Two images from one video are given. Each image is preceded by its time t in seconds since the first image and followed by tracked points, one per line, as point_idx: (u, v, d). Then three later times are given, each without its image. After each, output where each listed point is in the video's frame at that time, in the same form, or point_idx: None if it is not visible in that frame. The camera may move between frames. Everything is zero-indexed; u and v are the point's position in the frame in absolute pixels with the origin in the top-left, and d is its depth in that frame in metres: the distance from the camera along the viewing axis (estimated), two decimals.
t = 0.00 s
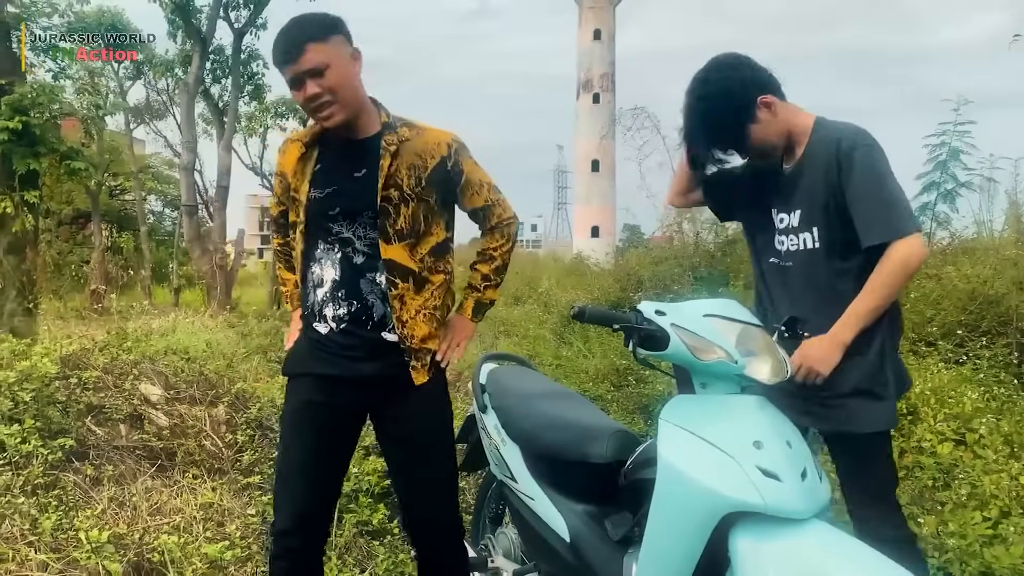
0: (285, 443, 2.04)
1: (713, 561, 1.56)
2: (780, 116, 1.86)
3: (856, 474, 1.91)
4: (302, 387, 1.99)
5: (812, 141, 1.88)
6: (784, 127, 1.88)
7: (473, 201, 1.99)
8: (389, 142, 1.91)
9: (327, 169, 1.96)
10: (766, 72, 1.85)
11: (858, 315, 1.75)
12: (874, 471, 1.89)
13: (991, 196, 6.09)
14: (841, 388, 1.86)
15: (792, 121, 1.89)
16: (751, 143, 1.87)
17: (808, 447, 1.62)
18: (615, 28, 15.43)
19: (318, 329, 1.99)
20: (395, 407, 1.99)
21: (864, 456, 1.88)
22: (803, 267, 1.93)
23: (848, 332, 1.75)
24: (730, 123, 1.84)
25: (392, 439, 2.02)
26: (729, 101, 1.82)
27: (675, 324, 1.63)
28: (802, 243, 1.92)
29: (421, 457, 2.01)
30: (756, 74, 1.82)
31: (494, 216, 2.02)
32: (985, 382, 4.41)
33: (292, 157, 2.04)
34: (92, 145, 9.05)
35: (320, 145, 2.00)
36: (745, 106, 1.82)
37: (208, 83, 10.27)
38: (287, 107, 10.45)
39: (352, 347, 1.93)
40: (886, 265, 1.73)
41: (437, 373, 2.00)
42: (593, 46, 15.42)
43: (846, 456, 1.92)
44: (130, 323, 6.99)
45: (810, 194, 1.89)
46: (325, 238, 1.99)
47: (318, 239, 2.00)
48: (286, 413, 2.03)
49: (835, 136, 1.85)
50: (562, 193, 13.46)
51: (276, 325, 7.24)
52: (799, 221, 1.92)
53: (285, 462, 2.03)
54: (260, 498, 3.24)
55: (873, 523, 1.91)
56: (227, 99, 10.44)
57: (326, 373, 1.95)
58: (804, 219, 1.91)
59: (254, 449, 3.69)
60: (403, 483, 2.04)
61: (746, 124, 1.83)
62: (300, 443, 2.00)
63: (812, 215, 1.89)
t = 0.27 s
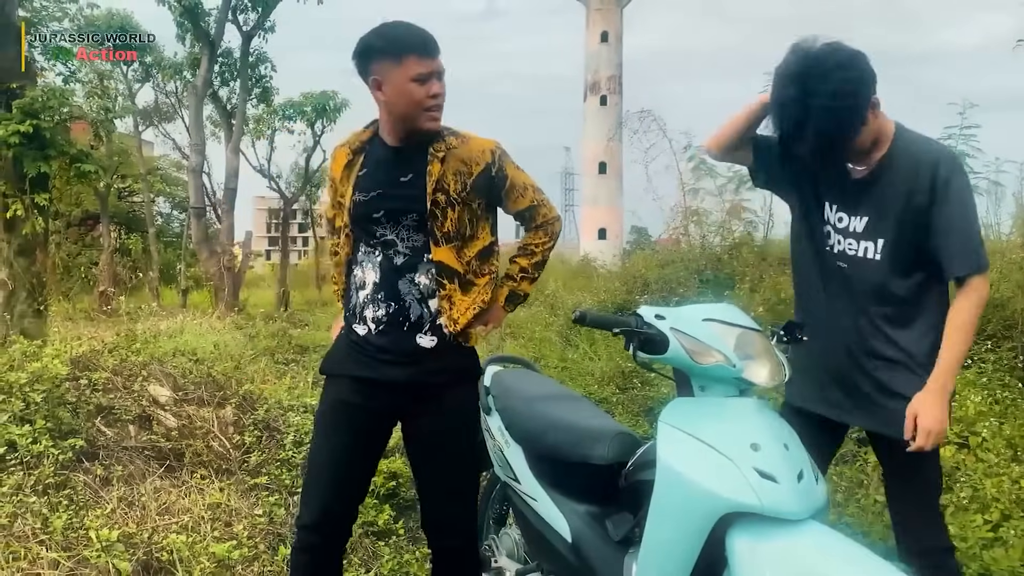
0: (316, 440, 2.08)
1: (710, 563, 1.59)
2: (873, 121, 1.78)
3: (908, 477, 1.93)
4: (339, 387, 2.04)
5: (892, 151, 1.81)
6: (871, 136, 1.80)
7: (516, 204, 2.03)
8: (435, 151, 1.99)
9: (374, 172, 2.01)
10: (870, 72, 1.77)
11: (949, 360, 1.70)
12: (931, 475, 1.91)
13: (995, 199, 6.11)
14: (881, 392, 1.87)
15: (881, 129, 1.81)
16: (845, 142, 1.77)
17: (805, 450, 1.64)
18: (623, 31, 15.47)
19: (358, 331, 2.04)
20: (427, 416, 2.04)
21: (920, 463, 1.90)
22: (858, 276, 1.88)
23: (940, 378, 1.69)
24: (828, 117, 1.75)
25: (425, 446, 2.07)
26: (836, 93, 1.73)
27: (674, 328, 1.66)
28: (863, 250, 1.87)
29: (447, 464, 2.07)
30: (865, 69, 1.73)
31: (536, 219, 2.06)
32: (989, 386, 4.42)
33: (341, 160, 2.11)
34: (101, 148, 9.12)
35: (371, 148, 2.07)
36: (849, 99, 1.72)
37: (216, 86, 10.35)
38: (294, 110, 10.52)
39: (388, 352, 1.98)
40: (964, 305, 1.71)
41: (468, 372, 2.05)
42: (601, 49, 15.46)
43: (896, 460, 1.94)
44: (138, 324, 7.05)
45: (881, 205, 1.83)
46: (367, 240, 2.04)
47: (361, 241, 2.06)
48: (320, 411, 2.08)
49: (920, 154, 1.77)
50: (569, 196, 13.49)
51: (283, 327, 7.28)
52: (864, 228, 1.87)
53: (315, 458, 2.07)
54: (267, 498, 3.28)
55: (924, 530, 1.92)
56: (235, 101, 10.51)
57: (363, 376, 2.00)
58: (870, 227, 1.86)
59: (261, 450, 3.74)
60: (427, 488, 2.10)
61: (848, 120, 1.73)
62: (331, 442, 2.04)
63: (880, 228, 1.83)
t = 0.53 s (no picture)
0: (327, 440, 2.07)
1: (698, 563, 1.63)
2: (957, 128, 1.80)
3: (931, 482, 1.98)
4: (350, 388, 2.02)
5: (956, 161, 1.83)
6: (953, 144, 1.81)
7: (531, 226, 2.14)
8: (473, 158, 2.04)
9: (413, 167, 1.98)
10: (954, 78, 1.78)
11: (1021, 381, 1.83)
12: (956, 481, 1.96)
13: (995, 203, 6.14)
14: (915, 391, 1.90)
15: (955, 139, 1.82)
16: (945, 145, 1.75)
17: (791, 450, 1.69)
18: (627, 33, 15.53)
19: (377, 330, 2.01)
20: (439, 416, 2.07)
21: (943, 466, 1.95)
22: (911, 278, 1.89)
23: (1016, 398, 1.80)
24: (935, 119, 1.71)
25: (435, 445, 2.09)
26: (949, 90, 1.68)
27: (664, 332, 1.71)
28: (917, 253, 1.87)
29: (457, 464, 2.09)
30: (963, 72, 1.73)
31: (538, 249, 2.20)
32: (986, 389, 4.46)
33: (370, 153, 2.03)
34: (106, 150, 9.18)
35: (406, 144, 2.02)
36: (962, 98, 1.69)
37: (222, 88, 10.42)
38: (299, 112, 10.60)
39: (405, 354, 1.98)
40: None
41: (478, 376, 2.08)
42: (605, 51, 15.51)
43: (921, 463, 1.98)
44: (142, 326, 7.10)
45: (942, 212, 1.83)
46: (391, 238, 2.01)
47: (383, 238, 2.02)
48: (330, 411, 2.07)
49: (988, 167, 1.80)
50: (573, 197, 13.54)
51: (286, 328, 7.34)
52: (919, 232, 1.86)
53: (325, 458, 2.06)
54: (269, 498, 3.33)
55: (947, 533, 1.97)
56: (240, 104, 10.59)
57: (376, 379, 1.99)
58: (927, 231, 1.86)
59: (264, 450, 3.79)
60: (434, 486, 2.12)
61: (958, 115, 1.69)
62: (343, 443, 2.04)
63: (939, 235, 1.84)
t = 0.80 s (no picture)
0: (325, 445, 2.01)
1: (682, 565, 1.66)
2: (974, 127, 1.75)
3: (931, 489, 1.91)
4: (351, 393, 1.96)
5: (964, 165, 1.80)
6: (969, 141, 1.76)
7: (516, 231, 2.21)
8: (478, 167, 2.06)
9: (426, 169, 1.95)
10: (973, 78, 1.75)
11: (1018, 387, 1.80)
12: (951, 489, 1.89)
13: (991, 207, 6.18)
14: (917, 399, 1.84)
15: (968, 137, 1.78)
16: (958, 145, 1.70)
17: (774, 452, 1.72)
18: (627, 34, 15.56)
19: (383, 334, 1.95)
20: (440, 416, 2.06)
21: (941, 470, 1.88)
22: (919, 284, 1.83)
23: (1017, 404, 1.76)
24: (951, 117, 1.66)
25: (435, 444, 2.08)
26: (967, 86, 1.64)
27: (648, 337, 1.74)
28: (926, 258, 1.81)
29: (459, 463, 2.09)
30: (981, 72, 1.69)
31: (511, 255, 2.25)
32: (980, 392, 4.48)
33: (377, 152, 1.96)
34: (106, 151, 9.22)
35: (417, 148, 1.98)
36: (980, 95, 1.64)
37: (222, 90, 10.46)
38: (298, 113, 10.64)
39: (416, 357, 1.95)
40: None
41: (477, 376, 2.11)
42: (605, 52, 15.55)
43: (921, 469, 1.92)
44: (141, 326, 7.14)
45: (955, 216, 1.78)
46: (401, 238, 1.97)
47: (391, 239, 1.97)
48: (328, 416, 2.00)
49: (999, 174, 1.77)
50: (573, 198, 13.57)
51: (285, 329, 7.37)
52: (931, 237, 1.81)
53: (325, 465, 2.01)
54: (265, 499, 3.36)
55: (944, 535, 1.91)
56: (240, 105, 10.62)
57: (381, 384, 1.94)
58: (936, 236, 1.80)
59: (260, 451, 3.82)
60: (433, 485, 2.12)
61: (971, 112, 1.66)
62: (346, 450, 1.98)
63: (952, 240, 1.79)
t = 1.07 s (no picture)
0: (322, 448, 2.02)
1: (666, 565, 1.68)
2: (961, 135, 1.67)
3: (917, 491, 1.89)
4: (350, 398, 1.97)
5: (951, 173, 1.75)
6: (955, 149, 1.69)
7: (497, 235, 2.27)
8: (465, 175, 2.11)
9: (418, 179, 1.97)
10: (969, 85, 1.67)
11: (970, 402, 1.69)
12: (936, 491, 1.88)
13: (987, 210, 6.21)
14: (896, 402, 1.87)
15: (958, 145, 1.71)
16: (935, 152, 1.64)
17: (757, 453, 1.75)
18: (626, 35, 15.60)
19: (383, 340, 1.96)
20: (436, 417, 2.08)
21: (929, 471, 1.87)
22: (901, 288, 1.85)
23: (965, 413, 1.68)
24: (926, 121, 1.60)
25: (430, 445, 2.10)
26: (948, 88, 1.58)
27: (635, 340, 1.77)
28: (907, 264, 1.82)
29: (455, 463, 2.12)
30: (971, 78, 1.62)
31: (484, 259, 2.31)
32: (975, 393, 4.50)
33: (373, 162, 1.95)
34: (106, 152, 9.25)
35: (410, 159, 1.98)
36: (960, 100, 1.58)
37: (221, 90, 10.49)
38: (298, 114, 10.67)
39: (416, 362, 1.97)
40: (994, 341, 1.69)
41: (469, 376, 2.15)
42: (604, 52, 15.60)
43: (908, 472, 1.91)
44: (140, 327, 7.17)
45: (934, 224, 1.77)
46: (400, 247, 1.98)
47: (390, 247, 1.97)
48: (325, 419, 2.01)
49: (983, 183, 1.70)
50: (572, 199, 13.60)
51: (284, 330, 7.40)
52: (912, 244, 1.81)
53: (322, 467, 2.02)
54: (261, 499, 3.39)
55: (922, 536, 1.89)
56: (239, 106, 10.65)
57: (380, 388, 1.96)
58: (918, 243, 1.80)
59: (256, 452, 3.84)
60: (428, 487, 2.13)
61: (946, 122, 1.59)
62: (344, 453, 2.00)
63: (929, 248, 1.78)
